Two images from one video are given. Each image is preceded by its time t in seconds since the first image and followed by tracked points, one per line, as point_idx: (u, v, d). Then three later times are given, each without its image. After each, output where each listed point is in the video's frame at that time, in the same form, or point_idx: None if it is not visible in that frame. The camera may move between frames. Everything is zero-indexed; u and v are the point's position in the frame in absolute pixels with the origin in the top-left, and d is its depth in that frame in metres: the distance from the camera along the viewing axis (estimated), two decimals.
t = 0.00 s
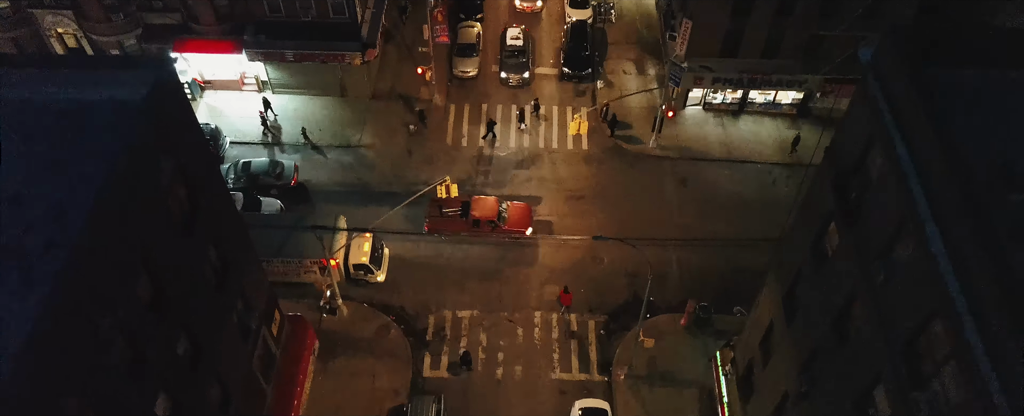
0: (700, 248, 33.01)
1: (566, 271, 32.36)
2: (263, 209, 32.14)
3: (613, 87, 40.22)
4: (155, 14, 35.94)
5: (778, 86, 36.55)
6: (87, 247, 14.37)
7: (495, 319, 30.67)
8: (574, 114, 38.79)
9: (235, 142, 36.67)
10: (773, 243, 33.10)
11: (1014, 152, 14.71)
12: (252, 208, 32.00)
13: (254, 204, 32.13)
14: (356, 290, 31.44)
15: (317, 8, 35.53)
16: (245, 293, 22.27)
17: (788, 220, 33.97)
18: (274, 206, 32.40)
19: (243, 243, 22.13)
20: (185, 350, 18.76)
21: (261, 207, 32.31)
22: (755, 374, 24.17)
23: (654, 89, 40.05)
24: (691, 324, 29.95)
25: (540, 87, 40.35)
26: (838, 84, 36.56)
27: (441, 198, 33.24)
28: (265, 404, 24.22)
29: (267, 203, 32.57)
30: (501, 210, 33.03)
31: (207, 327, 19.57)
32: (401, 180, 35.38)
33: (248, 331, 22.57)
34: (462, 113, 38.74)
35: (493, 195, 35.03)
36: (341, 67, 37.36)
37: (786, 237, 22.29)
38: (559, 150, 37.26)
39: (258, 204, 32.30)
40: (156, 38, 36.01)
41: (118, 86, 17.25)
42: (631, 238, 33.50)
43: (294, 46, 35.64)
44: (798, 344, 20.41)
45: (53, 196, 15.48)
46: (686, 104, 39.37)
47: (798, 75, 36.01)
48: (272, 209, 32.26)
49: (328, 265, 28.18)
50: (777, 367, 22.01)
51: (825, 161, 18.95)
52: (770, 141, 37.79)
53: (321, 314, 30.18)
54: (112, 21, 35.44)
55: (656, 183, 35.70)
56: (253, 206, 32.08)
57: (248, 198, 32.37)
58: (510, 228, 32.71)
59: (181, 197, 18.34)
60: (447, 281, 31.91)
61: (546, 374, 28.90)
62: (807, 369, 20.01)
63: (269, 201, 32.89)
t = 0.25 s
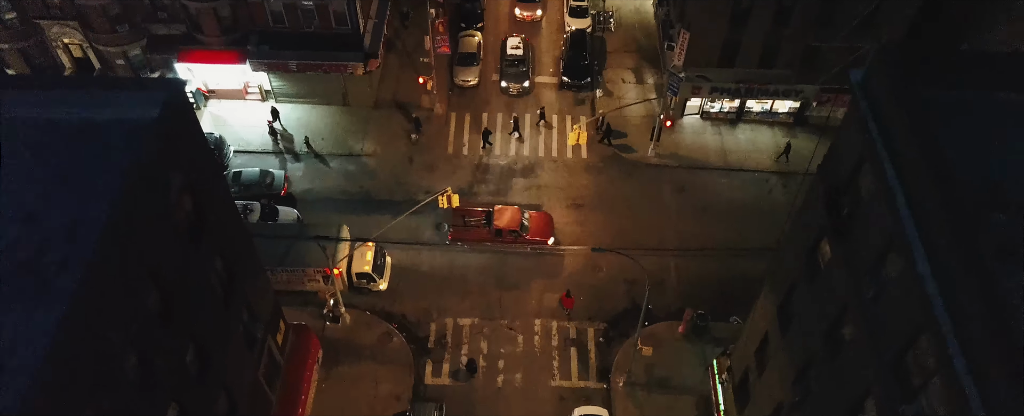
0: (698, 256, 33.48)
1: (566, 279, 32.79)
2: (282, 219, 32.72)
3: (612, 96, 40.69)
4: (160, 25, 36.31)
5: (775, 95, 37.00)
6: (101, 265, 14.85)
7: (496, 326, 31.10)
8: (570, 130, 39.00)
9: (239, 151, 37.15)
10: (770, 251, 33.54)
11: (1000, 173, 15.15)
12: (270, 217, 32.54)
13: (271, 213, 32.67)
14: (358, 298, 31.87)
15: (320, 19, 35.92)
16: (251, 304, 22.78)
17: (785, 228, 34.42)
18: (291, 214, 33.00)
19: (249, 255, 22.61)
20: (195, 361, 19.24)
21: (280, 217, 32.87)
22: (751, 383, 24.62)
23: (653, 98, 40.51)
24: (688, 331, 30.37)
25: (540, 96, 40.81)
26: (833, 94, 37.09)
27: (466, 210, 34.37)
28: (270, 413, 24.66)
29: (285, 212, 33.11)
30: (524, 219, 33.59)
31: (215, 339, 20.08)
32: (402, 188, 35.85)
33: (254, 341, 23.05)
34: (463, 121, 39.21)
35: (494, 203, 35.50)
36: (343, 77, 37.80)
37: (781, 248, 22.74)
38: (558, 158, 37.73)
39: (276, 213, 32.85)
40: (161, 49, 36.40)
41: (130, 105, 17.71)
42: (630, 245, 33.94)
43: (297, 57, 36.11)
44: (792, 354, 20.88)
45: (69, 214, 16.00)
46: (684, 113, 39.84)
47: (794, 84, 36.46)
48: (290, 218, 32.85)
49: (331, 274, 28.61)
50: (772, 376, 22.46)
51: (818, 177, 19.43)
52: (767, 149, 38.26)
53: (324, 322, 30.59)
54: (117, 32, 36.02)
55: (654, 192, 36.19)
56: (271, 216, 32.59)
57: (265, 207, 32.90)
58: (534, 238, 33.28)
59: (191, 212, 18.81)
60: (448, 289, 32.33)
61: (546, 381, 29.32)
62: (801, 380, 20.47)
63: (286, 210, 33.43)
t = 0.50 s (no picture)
0: (696, 264, 33.97)
1: (565, 287, 33.26)
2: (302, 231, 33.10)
3: (611, 105, 41.21)
4: (165, 36, 36.93)
5: (772, 105, 37.49)
6: (117, 283, 15.39)
7: (496, 334, 31.54)
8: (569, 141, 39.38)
9: (242, 160, 37.63)
10: (767, 258, 34.02)
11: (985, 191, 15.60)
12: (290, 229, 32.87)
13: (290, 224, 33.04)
14: (361, 306, 32.32)
15: (322, 28, 36.24)
16: (257, 315, 23.29)
17: (782, 236, 34.92)
18: (310, 225, 33.44)
19: (255, 267, 23.13)
20: (204, 372, 19.74)
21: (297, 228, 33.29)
22: (747, 391, 25.10)
23: (651, 107, 41.05)
24: (686, 339, 30.81)
25: (539, 105, 41.32)
26: (827, 103, 37.08)
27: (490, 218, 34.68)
28: None
29: (303, 223, 33.52)
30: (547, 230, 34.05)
31: (223, 350, 20.60)
32: (403, 196, 36.34)
33: (260, 351, 23.53)
34: (464, 130, 39.70)
35: (494, 211, 35.99)
36: (345, 86, 38.31)
37: (776, 260, 23.23)
38: (558, 166, 38.22)
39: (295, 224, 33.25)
40: (166, 59, 37.03)
41: (142, 123, 18.25)
42: (628, 253, 34.43)
43: (300, 67, 36.73)
44: (786, 365, 21.36)
45: (84, 232, 16.56)
46: (681, 121, 40.33)
47: (790, 94, 36.97)
48: (309, 229, 33.35)
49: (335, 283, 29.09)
50: (767, 386, 22.93)
51: (811, 193, 19.94)
52: (764, 157, 38.76)
53: (327, 330, 31.00)
54: (122, 42, 36.49)
55: (652, 200, 36.67)
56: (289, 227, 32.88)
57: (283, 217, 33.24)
58: (555, 249, 33.73)
59: (201, 227, 19.34)
60: (449, 297, 32.77)
61: (546, 388, 29.77)
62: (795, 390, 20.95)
63: (302, 218, 33.88)
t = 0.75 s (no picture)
0: (693, 272, 34.42)
1: (565, 295, 33.68)
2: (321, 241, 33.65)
3: (610, 113, 41.70)
4: (169, 46, 37.41)
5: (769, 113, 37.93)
6: (128, 299, 15.88)
7: (496, 341, 31.90)
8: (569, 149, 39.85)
9: (246, 168, 38.12)
10: (764, 266, 34.47)
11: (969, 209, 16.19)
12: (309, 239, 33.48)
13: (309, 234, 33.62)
14: (362, 313, 32.73)
15: (324, 39, 36.89)
16: (262, 326, 23.75)
17: (778, 244, 35.37)
18: (328, 235, 34.01)
19: (260, 279, 23.61)
20: (211, 383, 20.19)
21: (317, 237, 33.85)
22: (743, 399, 25.52)
23: (649, 115, 41.57)
24: (683, 345, 31.17)
25: (539, 113, 41.80)
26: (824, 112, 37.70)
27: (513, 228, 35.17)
28: None
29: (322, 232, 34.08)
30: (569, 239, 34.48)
31: (229, 361, 21.06)
32: (405, 204, 36.82)
33: (264, 361, 23.96)
34: (464, 138, 40.14)
35: (494, 219, 36.45)
36: (347, 95, 38.79)
37: (771, 272, 23.68)
38: (557, 174, 38.68)
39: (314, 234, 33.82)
40: (170, 68, 37.50)
41: (152, 141, 18.84)
42: (626, 261, 34.89)
43: (302, 76, 36.99)
44: (781, 376, 21.79)
45: (95, 247, 16.97)
46: (680, 130, 40.79)
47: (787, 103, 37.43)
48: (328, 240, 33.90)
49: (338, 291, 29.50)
50: (763, 395, 23.36)
51: (805, 208, 20.40)
52: (761, 165, 39.22)
53: (330, 337, 31.36)
54: (128, 52, 36.96)
55: (651, 207, 37.13)
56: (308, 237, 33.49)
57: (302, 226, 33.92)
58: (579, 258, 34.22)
59: (207, 243, 19.90)
60: (450, 304, 33.13)
61: (545, 395, 30.11)
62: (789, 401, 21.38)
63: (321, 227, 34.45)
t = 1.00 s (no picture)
0: (690, 279, 34.91)
1: (564, 302, 34.12)
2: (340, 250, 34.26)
3: (608, 121, 42.22)
4: (173, 55, 37.79)
5: (765, 122, 38.42)
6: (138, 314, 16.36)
7: (496, 348, 32.29)
8: (569, 156, 40.30)
9: (249, 176, 38.56)
10: (760, 273, 34.95)
11: (957, 226, 16.67)
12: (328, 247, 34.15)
13: (329, 243, 34.26)
14: (364, 320, 33.14)
15: (326, 49, 37.41)
16: (267, 335, 24.23)
17: (774, 251, 35.86)
18: (348, 243, 34.56)
19: (264, 289, 24.08)
20: (217, 393, 20.67)
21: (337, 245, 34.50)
22: (739, 406, 25.99)
23: (646, 123, 42.09)
24: (680, 352, 31.52)
25: (539, 120, 42.29)
26: (820, 121, 38.29)
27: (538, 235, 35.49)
28: None
29: (342, 240, 34.66)
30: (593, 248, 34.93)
31: (235, 371, 21.54)
32: (406, 212, 37.31)
33: (268, 370, 24.41)
34: (464, 146, 40.61)
35: (494, 227, 36.93)
36: (349, 104, 39.27)
37: (766, 283, 24.14)
38: (556, 182, 39.16)
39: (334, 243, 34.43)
40: (175, 77, 37.99)
41: (160, 158, 19.36)
42: (625, 268, 35.38)
43: (305, 85, 37.34)
44: (775, 385, 22.25)
45: (105, 262, 17.41)
46: (677, 137, 41.27)
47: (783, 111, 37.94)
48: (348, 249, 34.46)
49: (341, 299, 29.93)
50: (758, 404, 23.80)
51: (798, 222, 20.89)
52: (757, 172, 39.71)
53: (332, 344, 31.76)
54: (131, 62, 37.31)
55: (648, 215, 37.61)
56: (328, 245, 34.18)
57: (323, 233, 34.66)
58: (602, 267, 34.62)
59: (214, 256, 20.41)
60: (450, 311, 33.51)
61: (545, 401, 30.51)
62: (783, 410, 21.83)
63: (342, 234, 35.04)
